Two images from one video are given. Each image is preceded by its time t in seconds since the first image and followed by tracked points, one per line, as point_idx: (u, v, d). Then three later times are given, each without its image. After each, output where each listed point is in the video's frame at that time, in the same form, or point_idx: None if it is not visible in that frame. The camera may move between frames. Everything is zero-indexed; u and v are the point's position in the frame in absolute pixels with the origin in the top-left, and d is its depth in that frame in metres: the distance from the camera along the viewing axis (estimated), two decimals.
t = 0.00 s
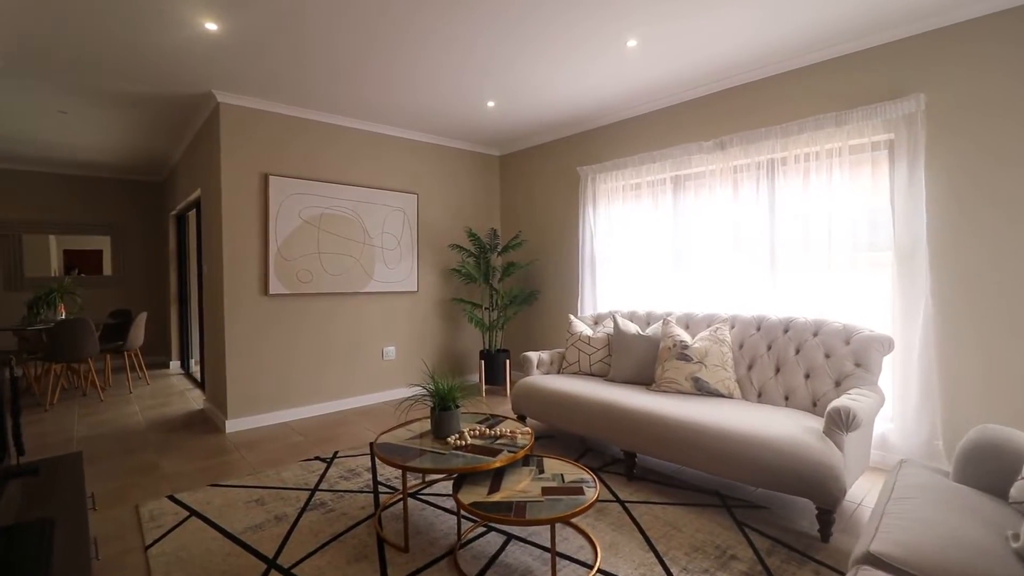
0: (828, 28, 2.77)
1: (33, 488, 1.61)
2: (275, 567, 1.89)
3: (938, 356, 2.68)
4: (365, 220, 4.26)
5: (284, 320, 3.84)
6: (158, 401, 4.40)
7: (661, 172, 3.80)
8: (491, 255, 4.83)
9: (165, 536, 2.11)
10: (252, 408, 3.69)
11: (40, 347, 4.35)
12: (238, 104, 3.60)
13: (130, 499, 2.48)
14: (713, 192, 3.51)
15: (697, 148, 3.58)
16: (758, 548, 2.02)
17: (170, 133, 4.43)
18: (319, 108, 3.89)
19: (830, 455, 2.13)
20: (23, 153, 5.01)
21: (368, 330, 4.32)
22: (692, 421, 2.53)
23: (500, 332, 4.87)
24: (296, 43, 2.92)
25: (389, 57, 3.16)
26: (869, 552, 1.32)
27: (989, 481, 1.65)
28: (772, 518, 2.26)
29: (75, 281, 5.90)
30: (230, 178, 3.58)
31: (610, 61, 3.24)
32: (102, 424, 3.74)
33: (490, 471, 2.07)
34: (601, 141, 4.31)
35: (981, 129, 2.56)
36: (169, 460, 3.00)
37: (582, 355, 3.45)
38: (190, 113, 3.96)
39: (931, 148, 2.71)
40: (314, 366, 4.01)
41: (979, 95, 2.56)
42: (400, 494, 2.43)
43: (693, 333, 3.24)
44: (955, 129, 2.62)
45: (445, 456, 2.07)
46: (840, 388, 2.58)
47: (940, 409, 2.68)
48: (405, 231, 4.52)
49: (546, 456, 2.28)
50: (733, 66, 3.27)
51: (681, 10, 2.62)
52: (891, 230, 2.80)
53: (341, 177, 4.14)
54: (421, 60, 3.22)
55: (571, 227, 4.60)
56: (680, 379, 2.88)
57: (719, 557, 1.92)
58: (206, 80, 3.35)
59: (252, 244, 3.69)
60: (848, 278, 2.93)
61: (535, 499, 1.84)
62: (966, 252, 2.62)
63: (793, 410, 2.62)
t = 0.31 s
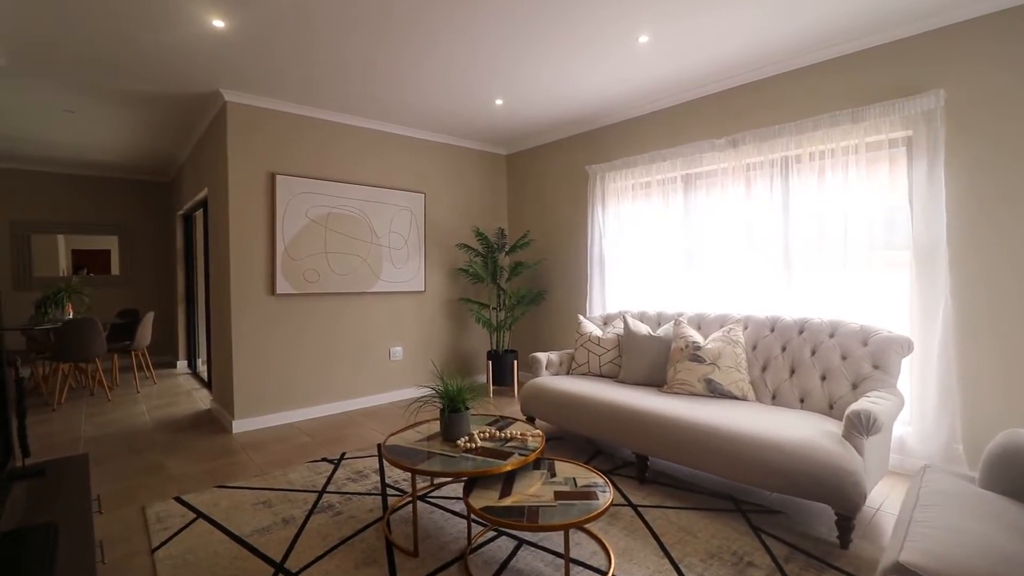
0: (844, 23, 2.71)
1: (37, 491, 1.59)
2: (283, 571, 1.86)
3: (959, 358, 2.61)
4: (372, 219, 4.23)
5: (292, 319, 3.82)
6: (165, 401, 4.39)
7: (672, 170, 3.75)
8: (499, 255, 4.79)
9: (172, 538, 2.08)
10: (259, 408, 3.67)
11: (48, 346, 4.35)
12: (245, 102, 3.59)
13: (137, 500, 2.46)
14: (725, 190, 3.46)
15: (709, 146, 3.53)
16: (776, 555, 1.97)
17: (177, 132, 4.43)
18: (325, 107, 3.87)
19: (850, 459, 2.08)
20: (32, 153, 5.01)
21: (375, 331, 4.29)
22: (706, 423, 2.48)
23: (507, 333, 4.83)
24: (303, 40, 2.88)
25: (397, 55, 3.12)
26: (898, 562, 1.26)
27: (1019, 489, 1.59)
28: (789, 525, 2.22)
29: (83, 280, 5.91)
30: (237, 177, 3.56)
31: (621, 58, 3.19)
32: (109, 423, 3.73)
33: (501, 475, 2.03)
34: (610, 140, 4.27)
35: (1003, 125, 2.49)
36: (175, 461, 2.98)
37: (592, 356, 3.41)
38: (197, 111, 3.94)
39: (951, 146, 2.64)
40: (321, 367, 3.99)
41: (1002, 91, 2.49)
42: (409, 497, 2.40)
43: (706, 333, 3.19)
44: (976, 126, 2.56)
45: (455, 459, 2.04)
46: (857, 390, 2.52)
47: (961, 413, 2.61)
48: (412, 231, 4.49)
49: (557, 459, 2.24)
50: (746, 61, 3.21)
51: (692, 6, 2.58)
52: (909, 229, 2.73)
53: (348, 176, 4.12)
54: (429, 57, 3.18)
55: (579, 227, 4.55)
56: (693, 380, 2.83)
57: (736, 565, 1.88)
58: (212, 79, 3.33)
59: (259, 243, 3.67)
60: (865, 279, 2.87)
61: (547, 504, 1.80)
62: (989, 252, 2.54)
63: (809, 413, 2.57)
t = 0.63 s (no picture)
0: (865, 16, 2.64)
1: (46, 495, 1.56)
2: None
3: (987, 362, 2.53)
4: (382, 219, 4.21)
5: (302, 320, 3.81)
6: (175, 401, 4.38)
7: (686, 169, 3.69)
8: (509, 255, 4.74)
9: (182, 542, 2.06)
10: (269, 409, 3.66)
11: (59, 346, 4.36)
12: (256, 102, 3.57)
13: (147, 502, 2.44)
14: (742, 189, 3.38)
15: (724, 144, 3.46)
16: (799, 564, 1.91)
17: (187, 132, 4.43)
18: (336, 106, 3.85)
19: (877, 466, 2.01)
20: (45, 153, 5.05)
21: (385, 331, 4.27)
22: (724, 428, 2.41)
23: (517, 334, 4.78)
24: (313, 36, 2.85)
25: (407, 52, 3.08)
26: None
27: None
28: (812, 533, 2.16)
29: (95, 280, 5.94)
30: (247, 177, 3.55)
31: (635, 54, 3.13)
32: (120, 423, 3.73)
33: (515, 480, 1.98)
34: (623, 139, 4.21)
35: None
36: (185, 462, 2.97)
37: (605, 358, 3.35)
38: (207, 111, 3.93)
39: (977, 142, 2.56)
40: (331, 368, 3.97)
41: None
42: (420, 501, 2.36)
43: (722, 335, 3.13)
44: (1005, 121, 2.47)
45: (468, 463, 1.99)
46: (881, 394, 2.45)
47: (990, 418, 2.53)
48: (421, 231, 4.46)
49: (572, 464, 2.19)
50: (764, 56, 3.15)
51: None
52: (935, 229, 2.65)
53: (358, 176, 4.09)
54: (440, 54, 3.14)
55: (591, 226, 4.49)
56: (710, 383, 2.77)
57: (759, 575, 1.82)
58: (222, 78, 3.32)
59: (269, 243, 3.65)
60: (887, 280, 2.79)
61: (563, 510, 1.75)
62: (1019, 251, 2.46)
63: (831, 417, 2.50)
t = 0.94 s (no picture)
0: (885, 9, 2.58)
1: (53, 499, 1.54)
2: None
3: (1015, 364, 2.45)
4: (391, 218, 4.18)
5: (310, 319, 3.78)
6: (184, 401, 4.38)
7: (699, 167, 3.62)
8: (518, 255, 4.70)
9: (190, 545, 2.03)
10: (278, 410, 3.64)
11: (69, 346, 4.37)
12: (264, 101, 3.55)
13: (156, 503, 2.42)
14: (758, 186, 3.32)
15: (739, 141, 3.40)
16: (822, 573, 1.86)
17: (196, 132, 4.42)
18: (344, 105, 3.82)
19: (904, 471, 1.95)
20: (56, 154, 5.07)
21: (394, 332, 4.24)
22: (742, 431, 2.35)
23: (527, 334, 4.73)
24: (323, 34, 2.83)
25: (416, 49, 3.05)
26: None
27: None
28: (833, 540, 2.11)
29: (105, 280, 5.96)
30: (256, 176, 3.53)
31: (648, 49, 3.08)
32: (129, 424, 3.73)
33: (529, 485, 1.94)
34: (634, 137, 4.15)
35: None
36: (194, 463, 2.95)
37: (617, 359, 3.30)
38: (217, 111, 3.92)
39: (1004, 138, 2.48)
40: (340, 368, 3.94)
41: None
42: (431, 504, 2.32)
43: (737, 336, 3.07)
44: None
45: (480, 467, 1.95)
46: (903, 397, 2.39)
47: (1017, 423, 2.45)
48: (430, 230, 4.42)
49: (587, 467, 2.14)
50: (780, 51, 3.08)
51: None
52: (959, 227, 2.58)
53: (366, 175, 4.07)
54: (450, 51, 3.10)
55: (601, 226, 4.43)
56: (726, 385, 2.71)
57: None
58: (231, 77, 3.30)
59: (277, 243, 3.63)
60: (909, 279, 2.72)
61: (579, 516, 1.71)
62: None
63: (851, 421, 2.44)
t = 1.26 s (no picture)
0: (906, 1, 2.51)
1: (61, 502, 1.51)
2: None
3: None
4: (399, 218, 4.14)
5: (319, 320, 3.75)
6: (193, 401, 4.37)
7: (713, 165, 3.56)
8: (528, 254, 4.65)
9: (200, 548, 2.00)
10: (286, 411, 3.61)
11: (78, 346, 4.37)
12: (273, 99, 3.53)
13: (165, 506, 2.40)
14: (774, 184, 3.25)
15: (754, 138, 3.33)
16: None
17: (204, 131, 4.41)
18: (353, 103, 3.79)
19: (932, 478, 1.88)
20: (66, 153, 5.07)
21: (403, 332, 4.21)
22: (761, 434, 2.30)
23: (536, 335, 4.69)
24: (332, 30, 2.79)
25: (426, 45, 3.00)
26: None
27: None
28: (856, 547, 2.05)
29: (114, 280, 5.97)
30: (265, 175, 3.50)
31: (662, 44, 3.02)
32: (137, 424, 3.71)
33: (544, 491, 1.89)
34: (646, 134, 4.09)
35: None
36: (203, 464, 2.92)
37: (630, 361, 3.25)
38: (225, 110, 3.90)
39: None
40: (349, 369, 3.92)
41: None
42: (442, 508, 2.28)
43: (753, 337, 3.01)
44: None
45: (494, 471, 1.91)
46: (927, 400, 2.32)
47: None
48: (439, 230, 4.39)
49: (602, 472, 2.10)
50: (796, 46, 3.02)
51: None
52: (984, 226, 2.50)
53: (375, 174, 4.04)
54: (460, 48, 3.05)
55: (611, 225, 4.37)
56: (743, 387, 2.65)
57: None
58: (239, 75, 3.28)
59: (286, 242, 3.60)
60: (931, 280, 2.65)
61: (597, 523, 1.66)
62: None
63: (873, 424, 2.38)
